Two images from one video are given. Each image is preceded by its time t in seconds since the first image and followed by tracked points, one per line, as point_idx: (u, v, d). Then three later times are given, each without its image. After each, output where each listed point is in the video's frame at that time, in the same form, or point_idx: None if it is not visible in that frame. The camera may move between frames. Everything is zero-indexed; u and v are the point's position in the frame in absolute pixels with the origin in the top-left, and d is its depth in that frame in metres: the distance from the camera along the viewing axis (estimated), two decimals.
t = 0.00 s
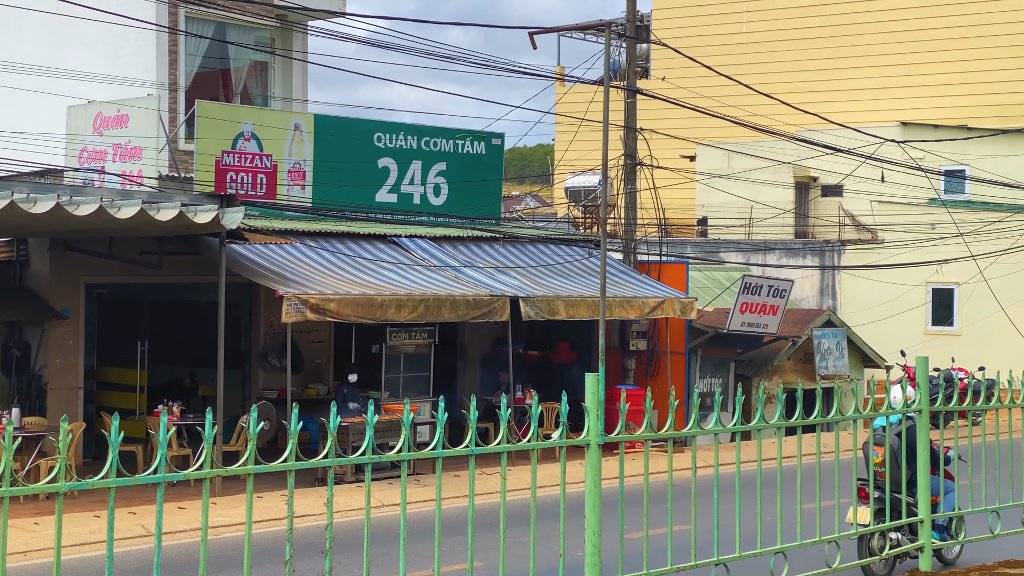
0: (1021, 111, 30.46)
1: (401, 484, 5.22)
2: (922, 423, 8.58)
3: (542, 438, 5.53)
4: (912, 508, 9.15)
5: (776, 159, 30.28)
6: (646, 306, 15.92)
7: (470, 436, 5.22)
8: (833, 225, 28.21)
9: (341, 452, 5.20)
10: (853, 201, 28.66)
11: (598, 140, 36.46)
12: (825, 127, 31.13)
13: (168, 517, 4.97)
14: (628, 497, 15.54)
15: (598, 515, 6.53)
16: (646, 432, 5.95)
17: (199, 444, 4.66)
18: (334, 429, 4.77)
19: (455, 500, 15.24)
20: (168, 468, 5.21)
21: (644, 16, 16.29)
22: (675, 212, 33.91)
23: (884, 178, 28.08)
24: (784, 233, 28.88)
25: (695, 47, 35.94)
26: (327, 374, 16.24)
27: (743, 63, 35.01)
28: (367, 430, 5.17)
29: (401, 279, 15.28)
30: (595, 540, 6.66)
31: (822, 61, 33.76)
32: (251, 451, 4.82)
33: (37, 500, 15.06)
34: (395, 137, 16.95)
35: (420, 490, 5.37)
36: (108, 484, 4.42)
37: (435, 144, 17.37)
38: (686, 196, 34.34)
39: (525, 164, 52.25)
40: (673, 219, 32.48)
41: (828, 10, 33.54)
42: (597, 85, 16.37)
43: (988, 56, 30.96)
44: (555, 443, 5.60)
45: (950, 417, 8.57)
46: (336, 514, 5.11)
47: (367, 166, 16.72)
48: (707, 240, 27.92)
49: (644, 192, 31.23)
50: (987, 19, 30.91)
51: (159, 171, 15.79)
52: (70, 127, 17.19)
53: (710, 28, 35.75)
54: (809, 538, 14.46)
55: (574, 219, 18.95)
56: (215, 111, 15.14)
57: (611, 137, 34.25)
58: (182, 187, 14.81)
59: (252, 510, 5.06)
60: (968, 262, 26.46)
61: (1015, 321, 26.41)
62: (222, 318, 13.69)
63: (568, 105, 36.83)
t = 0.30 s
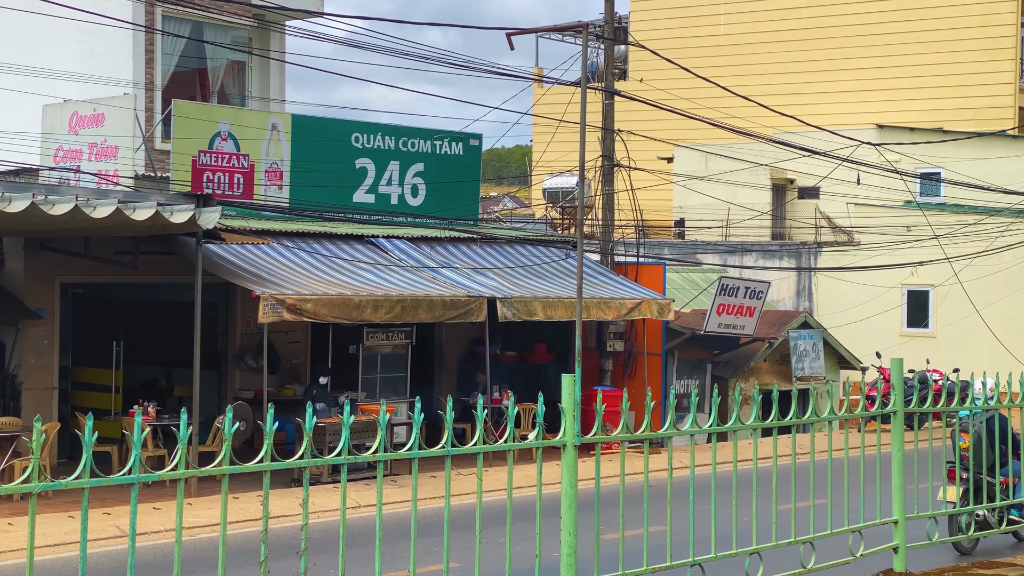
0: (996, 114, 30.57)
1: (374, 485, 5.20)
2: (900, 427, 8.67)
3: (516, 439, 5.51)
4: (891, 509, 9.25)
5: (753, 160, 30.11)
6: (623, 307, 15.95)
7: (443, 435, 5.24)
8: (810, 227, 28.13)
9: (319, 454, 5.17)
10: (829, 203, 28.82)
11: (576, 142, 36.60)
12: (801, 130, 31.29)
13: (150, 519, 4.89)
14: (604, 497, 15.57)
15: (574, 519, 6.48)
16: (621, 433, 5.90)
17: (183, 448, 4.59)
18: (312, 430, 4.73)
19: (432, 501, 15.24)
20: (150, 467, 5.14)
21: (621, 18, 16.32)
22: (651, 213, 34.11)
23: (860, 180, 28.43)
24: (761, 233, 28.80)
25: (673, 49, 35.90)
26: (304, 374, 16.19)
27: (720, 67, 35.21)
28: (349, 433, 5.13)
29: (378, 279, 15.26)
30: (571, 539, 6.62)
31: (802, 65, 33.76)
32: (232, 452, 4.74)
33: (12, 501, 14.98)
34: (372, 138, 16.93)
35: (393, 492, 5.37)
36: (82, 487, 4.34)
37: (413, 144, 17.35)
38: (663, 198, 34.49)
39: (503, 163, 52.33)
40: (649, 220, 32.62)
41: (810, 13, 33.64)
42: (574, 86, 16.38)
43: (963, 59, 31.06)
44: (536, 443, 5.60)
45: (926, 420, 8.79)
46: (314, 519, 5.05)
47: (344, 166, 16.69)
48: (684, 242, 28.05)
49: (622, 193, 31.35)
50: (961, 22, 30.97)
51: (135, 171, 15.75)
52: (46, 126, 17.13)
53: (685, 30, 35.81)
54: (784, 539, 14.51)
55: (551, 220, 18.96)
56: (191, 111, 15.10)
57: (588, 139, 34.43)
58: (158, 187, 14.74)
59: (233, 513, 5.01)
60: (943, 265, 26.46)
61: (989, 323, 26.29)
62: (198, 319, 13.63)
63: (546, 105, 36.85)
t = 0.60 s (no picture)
0: (968, 117, 30.72)
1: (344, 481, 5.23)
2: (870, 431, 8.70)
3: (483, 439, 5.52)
4: (862, 509, 9.18)
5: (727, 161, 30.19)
6: (597, 307, 15.97)
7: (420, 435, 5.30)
8: (784, 228, 28.13)
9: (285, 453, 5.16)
10: (804, 204, 28.97)
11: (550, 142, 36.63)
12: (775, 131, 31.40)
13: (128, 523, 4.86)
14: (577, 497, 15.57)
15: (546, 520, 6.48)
16: (595, 433, 5.85)
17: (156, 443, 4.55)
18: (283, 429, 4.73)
19: (405, 501, 15.21)
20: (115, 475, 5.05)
21: (596, 18, 16.33)
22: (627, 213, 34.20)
23: (834, 182, 28.51)
24: (735, 236, 28.63)
25: (651, 49, 35.96)
26: (277, 373, 16.15)
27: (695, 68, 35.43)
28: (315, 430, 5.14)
29: (353, 278, 15.22)
30: (543, 537, 6.58)
31: (776, 63, 34.08)
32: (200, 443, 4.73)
33: None
34: (347, 137, 16.90)
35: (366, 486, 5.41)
36: (54, 487, 4.28)
37: (388, 143, 17.32)
38: (637, 199, 34.57)
39: (477, 163, 52.28)
40: (625, 220, 32.68)
41: (790, 14, 33.74)
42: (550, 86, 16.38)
43: (936, 61, 31.21)
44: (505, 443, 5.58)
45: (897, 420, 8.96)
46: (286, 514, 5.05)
47: (318, 165, 16.65)
48: (659, 242, 28.13)
49: (598, 193, 31.39)
50: (935, 25, 31.10)
51: (107, 169, 15.70)
52: (17, 123, 17.03)
53: (661, 29, 35.94)
54: (757, 538, 14.57)
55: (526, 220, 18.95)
56: (164, 109, 15.05)
57: (562, 138, 34.47)
58: (131, 185, 14.64)
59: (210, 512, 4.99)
60: (915, 266, 26.90)
61: (960, 323, 26.80)
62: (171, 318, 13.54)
63: (521, 105, 36.79)
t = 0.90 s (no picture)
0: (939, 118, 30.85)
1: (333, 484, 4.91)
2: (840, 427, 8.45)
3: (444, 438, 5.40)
4: (833, 508, 9.19)
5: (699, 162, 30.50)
6: (571, 307, 15.96)
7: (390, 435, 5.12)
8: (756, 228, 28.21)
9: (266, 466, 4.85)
10: (776, 204, 28.80)
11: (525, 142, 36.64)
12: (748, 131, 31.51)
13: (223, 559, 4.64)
14: (550, 498, 15.54)
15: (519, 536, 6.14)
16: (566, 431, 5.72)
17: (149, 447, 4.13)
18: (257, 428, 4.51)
19: (377, 501, 15.16)
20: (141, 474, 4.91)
21: (570, 18, 16.32)
22: (601, 214, 34.29)
23: (806, 182, 28.50)
24: (708, 234, 28.92)
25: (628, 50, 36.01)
26: (249, 372, 16.08)
27: (669, 68, 35.54)
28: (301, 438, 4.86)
29: (326, 278, 15.16)
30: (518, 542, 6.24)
31: (752, 63, 34.19)
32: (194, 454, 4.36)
33: None
34: (320, 136, 16.85)
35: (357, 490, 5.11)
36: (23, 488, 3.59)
37: (361, 143, 17.28)
38: (610, 198, 34.65)
39: (451, 163, 52.23)
40: (599, 220, 32.74)
41: (768, 16, 33.84)
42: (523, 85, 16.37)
43: (908, 62, 31.36)
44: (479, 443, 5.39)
45: (870, 420, 8.74)
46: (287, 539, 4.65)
47: (291, 164, 16.59)
48: (633, 243, 28.22)
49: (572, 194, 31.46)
50: (908, 27, 31.24)
51: (78, 167, 15.61)
52: None
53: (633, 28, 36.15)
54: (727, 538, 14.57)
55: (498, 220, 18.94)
56: (136, 107, 14.97)
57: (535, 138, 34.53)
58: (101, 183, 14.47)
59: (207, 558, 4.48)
60: (887, 266, 27.26)
61: (932, 324, 27.03)
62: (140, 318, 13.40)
63: (493, 104, 36.77)
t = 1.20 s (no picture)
0: (908, 119, 31.06)
1: (329, 487, 4.40)
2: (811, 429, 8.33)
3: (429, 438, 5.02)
4: (803, 507, 9.12)
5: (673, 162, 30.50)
6: (543, 306, 15.96)
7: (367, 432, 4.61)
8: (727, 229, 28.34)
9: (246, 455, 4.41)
10: (749, 206, 28.71)
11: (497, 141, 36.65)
12: (719, 132, 31.64)
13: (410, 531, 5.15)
14: (522, 498, 15.52)
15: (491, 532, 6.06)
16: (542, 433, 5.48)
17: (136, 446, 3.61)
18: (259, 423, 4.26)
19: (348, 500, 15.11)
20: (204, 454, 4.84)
21: (542, 18, 16.32)
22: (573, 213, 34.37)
23: (778, 183, 28.46)
24: (681, 234, 29.06)
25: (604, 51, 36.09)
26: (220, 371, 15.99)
27: (641, 70, 35.50)
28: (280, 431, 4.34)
29: (297, 277, 15.11)
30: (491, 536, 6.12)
31: (724, 63, 34.30)
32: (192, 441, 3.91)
33: None
34: (292, 135, 16.79)
35: (365, 493, 4.57)
36: None
37: (333, 141, 17.22)
38: (582, 198, 34.74)
39: (423, 163, 52.18)
40: (571, 220, 32.80)
41: (744, 18, 33.94)
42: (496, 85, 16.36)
43: (879, 65, 31.58)
44: (453, 442, 5.08)
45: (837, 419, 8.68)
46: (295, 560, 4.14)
47: (263, 163, 16.53)
48: (604, 243, 28.27)
49: (544, 194, 31.49)
50: (880, 29, 31.45)
51: (47, 165, 15.51)
52: None
53: (604, 28, 36.30)
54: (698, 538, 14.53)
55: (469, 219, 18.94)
56: (105, 105, 14.87)
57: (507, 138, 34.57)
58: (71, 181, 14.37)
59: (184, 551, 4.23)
60: (857, 266, 27.41)
61: (901, 325, 27.31)
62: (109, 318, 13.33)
63: (465, 104, 36.76)
